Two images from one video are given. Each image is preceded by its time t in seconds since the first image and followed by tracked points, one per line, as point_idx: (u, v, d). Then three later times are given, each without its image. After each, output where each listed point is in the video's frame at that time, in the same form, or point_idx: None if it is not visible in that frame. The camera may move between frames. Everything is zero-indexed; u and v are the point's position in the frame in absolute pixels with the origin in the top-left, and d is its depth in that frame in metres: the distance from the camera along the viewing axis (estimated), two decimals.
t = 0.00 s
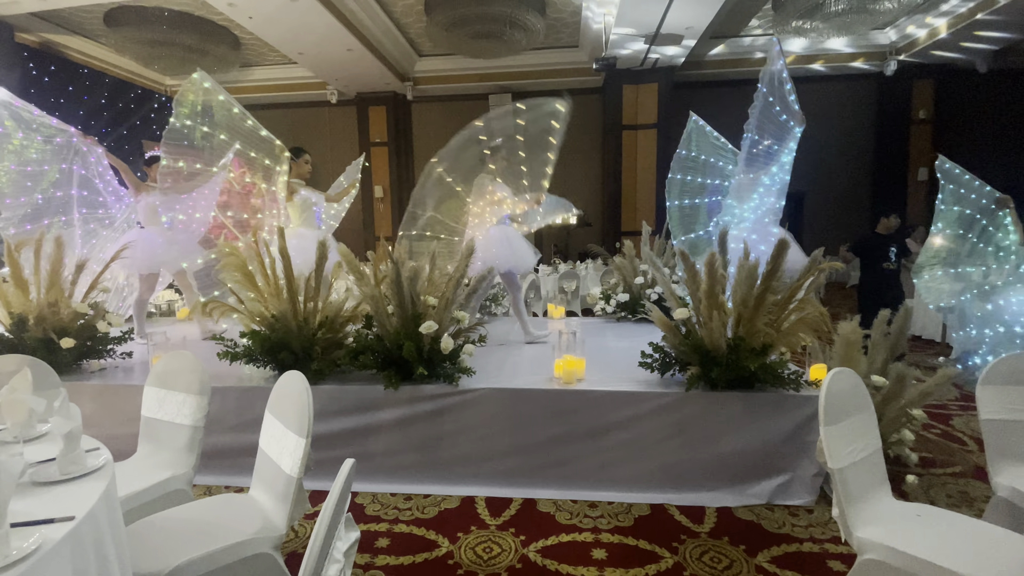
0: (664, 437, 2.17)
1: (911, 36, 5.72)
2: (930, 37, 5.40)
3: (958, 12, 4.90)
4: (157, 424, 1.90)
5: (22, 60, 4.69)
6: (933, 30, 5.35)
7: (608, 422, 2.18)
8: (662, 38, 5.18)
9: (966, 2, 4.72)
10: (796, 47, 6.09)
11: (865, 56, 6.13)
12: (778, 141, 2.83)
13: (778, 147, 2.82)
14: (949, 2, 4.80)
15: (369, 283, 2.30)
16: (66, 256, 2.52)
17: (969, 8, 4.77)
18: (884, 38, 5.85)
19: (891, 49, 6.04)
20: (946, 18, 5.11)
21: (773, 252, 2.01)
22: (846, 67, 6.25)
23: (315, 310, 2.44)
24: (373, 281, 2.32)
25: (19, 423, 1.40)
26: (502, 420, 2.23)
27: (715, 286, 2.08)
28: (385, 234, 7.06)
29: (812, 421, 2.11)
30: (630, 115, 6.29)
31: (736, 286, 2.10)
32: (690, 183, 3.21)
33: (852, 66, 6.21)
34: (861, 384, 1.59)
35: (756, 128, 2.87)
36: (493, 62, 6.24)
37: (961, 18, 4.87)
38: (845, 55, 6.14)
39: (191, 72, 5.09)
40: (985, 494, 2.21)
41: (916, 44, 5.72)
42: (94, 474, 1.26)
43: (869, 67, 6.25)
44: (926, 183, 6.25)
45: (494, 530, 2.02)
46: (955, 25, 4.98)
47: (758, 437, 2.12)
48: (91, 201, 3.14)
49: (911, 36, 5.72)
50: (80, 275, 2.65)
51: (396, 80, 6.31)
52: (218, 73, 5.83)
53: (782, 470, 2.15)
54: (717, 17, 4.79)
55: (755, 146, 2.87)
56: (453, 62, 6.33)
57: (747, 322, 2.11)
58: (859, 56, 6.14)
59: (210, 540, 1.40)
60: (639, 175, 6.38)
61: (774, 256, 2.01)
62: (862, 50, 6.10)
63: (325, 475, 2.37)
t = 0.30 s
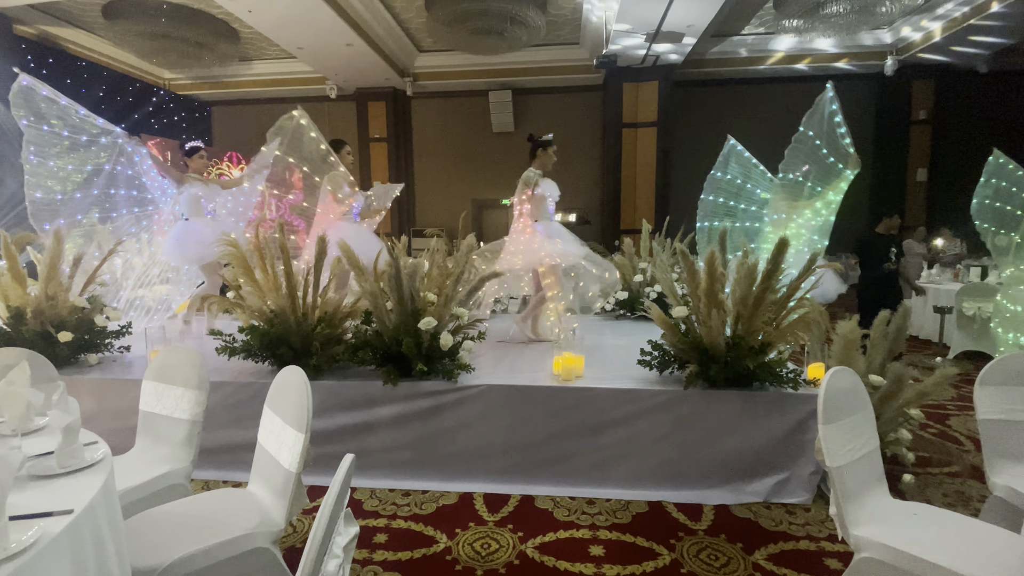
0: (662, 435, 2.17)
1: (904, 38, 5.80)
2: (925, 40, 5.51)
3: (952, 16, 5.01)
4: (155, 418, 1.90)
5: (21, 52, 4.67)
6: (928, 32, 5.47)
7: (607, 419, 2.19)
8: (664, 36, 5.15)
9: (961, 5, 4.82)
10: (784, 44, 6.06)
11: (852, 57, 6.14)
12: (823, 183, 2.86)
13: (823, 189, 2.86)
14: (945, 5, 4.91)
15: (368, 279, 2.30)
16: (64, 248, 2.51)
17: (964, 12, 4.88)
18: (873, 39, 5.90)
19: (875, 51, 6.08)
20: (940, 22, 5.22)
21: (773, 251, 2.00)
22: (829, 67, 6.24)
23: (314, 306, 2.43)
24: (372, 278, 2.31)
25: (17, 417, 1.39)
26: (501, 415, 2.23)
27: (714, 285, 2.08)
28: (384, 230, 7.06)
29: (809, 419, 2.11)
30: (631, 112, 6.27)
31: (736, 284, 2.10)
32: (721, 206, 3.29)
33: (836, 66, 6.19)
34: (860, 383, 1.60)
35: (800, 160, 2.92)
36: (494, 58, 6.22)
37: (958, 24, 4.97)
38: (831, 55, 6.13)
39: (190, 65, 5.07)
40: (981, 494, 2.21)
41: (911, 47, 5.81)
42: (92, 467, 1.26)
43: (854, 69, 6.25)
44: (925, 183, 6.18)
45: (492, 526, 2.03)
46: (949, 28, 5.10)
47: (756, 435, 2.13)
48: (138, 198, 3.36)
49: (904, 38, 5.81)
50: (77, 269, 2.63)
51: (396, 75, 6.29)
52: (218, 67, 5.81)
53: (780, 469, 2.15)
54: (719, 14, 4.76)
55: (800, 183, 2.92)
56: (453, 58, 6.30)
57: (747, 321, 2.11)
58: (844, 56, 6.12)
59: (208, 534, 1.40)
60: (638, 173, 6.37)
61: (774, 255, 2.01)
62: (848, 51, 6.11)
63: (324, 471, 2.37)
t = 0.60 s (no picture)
0: (662, 432, 2.17)
1: (895, 39, 5.97)
2: (921, 43, 5.72)
3: (949, 20, 5.28)
4: (156, 413, 1.90)
5: (21, 45, 4.64)
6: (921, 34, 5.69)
7: (607, 416, 2.19)
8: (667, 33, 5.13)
9: (958, 9, 5.09)
10: (774, 42, 6.14)
11: (840, 57, 6.23)
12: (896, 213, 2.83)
13: (892, 215, 2.87)
14: (943, 9, 5.18)
15: (370, 275, 2.29)
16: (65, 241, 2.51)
17: (960, 16, 5.16)
18: (862, 40, 6.01)
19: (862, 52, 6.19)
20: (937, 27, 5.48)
21: (775, 249, 1.99)
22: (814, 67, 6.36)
23: (315, 302, 2.43)
24: (374, 273, 2.31)
25: (18, 410, 1.39)
26: (502, 412, 2.24)
27: (716, 283, 2.07)
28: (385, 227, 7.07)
29: (810, 418, 2.11)
30: (633, 110, 6.26)
31: (738, 282, 2.10)
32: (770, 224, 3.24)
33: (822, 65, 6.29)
34: (860, 383, 1.59)
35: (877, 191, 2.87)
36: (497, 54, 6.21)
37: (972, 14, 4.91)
38: (818, 54, 6.25)
39: (191, 59, 5.06)
40: (979, 494, 2.21)
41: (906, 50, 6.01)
42: (94, 460, 1.26)
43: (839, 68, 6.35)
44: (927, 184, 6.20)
45: (491, 522, 2.03)
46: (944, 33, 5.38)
47: (756, 434, 2.13)
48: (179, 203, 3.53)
49: (894, 40, 5.99)
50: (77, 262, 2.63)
51: (398, 72, 6.28)
52: (219, 62, 5.79)
53: (780, 467, 2.16)
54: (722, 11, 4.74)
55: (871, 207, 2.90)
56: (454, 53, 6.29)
57: (749, 320, 2.11)
58: (831, 56, 6.23)
59: (209, 527, 1.40)
60: (640, 171, 6.37)
61: (776, 253, 2.00)
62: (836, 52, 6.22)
63: (324, 467, 2.38)
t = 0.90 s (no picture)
0: (662, 430, 2.17)
1: (885, 39, 6.01)
2: (919, 45, 5.87)
3: (947, 22, 5.38)
4: (158, 408, 1.90)
5: (22, 40, 4.62)
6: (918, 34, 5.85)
7: (607, 414, 2.19)
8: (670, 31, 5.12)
9: (956, 12, 5.18)
10: (767, 40, 6.10)
11: (829, 56, 6.24)
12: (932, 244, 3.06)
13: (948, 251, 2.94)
14: (941, 12, 5.27)
15: (371, 272, 2.29)
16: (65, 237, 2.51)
17: (957, 18, 5.26)
18: (852, 40, 5.99)
19: (852, 52, 6.19)
20: (934, 28, 5.63)
21: (777, 248, 1.99)
22: (804, 66, 6.35)
23: (316, 299, 2.43)
24: (376, 270, 2.31)
25: (20, 404, 1.40)
26: (501, 409, 2.24)
27: (717, 281, 2.08)
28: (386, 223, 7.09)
29: (810, 416, 2.11)
30: (635, 109, 6.25)
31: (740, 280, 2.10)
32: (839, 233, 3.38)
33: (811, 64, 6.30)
34: (861, 382, 1.59)
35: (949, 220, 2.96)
36: (499, 52, 6.21)
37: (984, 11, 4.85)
38: (807, 53, 6.24)
39: (192, 55, 5.05)
40: (978, 493, 2.22)
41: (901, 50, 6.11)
42: (96, 454, 1.26)
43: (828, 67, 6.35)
44: (928, 184, 6.23)
45: (491, 519, 2.04)
46: (942, 34, 5.49)
47: (756, 432, 2.13)
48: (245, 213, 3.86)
49: (884, 40, 6.01)
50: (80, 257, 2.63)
51: (399, 69, 6.27)
52: (221, 58, 5.78)
53: (780, 465, 2.16)
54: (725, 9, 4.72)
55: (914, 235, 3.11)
56: (456, 51, 6.27)
57: (750, 318, 2.11)
58: (820, 55, 6.24)
59: (210, 522, 1.41)
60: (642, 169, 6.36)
61: (778, 252, 1.99)
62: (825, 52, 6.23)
63: (326, 462, 2.38)
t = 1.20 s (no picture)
0: (662, 429, 2.18)
1: (876, 41, 5.99)
2: (916, 47, 5.89)
3: (944, 24, 5.41)
4: (159, 405, 1.91)
5: (22, 36, 4.61)
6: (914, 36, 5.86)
7: (607, 412, 2.19)
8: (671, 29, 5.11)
9: (952, 15, 5.22)
10: (757, 38, 6.00)
11: (817, 55, 6.24)
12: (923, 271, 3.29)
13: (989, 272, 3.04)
14: (937, 14, 5.30)
15: (373, 270, 2.29)
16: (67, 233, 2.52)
17: (953, 21, 5.30)
18: (840, 40, 5.96)
19: (839, 51, 6.18)
20: (931, 31, 5.69)
21: (778, 247, 1.99)
22: (787, 66, 6.39)
23: (317, 297, 2.44)
24: (377, 268, 2.31)
25: (21, 400, 1.40)
26: (502, 407, 2.24)
27: (717, 280, 2.08)
28: (386, 221, 7.08)
29: (810, 416, 2.11)
30: (636, 108, 6.24)
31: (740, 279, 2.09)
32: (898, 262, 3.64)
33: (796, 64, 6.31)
34: (862, 382, 1.59)
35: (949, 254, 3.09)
36: (499, 50, 6.19)
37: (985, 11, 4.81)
38: (790, 52, 6.26)
39: (192, 51, 5.04)
40: (978, 493, 2.22)
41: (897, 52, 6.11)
42: (98, 450, 1.27)
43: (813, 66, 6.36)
44: (930, 184, 6.20)
45: (491, 516, 2.04)
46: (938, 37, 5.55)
47: (756, 431, 2.13)
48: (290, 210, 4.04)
49: (874, 41, 5.99)
50: (81, 254, 2.63)
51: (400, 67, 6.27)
52: (222, 55, 5.78)
53: (779, 464, 2.16)
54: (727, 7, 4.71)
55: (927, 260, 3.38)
56: (457, 49, 6.26)
57: (750, 317, 2.11)
58: (808, 54, 6.22)
59: (211, 518, 1.41)
60: (643, 168, 6.35)
61: (779, 251, 1.99)
62: (813, 50, 6.22)
63: (327, 460, 2.39)
